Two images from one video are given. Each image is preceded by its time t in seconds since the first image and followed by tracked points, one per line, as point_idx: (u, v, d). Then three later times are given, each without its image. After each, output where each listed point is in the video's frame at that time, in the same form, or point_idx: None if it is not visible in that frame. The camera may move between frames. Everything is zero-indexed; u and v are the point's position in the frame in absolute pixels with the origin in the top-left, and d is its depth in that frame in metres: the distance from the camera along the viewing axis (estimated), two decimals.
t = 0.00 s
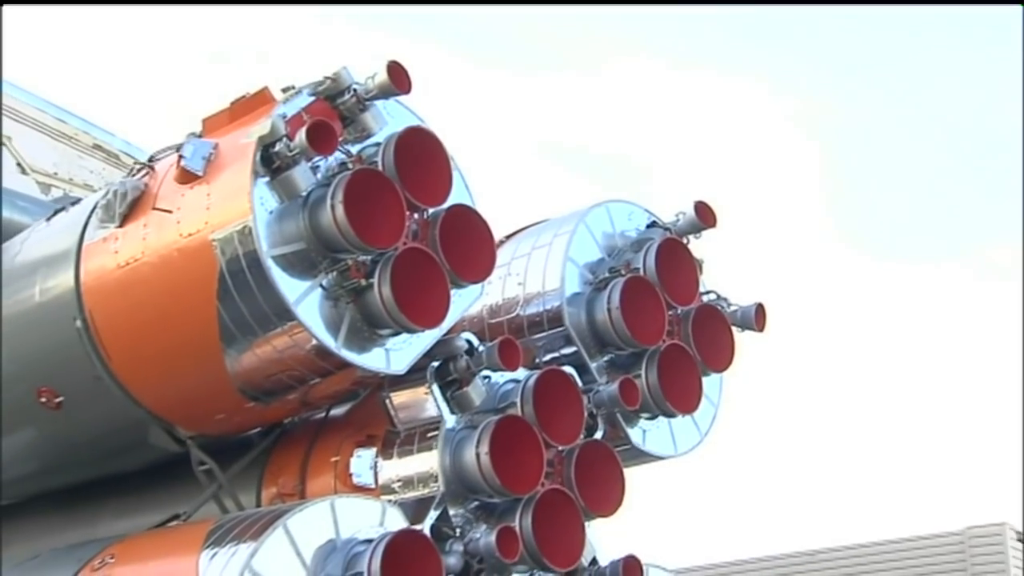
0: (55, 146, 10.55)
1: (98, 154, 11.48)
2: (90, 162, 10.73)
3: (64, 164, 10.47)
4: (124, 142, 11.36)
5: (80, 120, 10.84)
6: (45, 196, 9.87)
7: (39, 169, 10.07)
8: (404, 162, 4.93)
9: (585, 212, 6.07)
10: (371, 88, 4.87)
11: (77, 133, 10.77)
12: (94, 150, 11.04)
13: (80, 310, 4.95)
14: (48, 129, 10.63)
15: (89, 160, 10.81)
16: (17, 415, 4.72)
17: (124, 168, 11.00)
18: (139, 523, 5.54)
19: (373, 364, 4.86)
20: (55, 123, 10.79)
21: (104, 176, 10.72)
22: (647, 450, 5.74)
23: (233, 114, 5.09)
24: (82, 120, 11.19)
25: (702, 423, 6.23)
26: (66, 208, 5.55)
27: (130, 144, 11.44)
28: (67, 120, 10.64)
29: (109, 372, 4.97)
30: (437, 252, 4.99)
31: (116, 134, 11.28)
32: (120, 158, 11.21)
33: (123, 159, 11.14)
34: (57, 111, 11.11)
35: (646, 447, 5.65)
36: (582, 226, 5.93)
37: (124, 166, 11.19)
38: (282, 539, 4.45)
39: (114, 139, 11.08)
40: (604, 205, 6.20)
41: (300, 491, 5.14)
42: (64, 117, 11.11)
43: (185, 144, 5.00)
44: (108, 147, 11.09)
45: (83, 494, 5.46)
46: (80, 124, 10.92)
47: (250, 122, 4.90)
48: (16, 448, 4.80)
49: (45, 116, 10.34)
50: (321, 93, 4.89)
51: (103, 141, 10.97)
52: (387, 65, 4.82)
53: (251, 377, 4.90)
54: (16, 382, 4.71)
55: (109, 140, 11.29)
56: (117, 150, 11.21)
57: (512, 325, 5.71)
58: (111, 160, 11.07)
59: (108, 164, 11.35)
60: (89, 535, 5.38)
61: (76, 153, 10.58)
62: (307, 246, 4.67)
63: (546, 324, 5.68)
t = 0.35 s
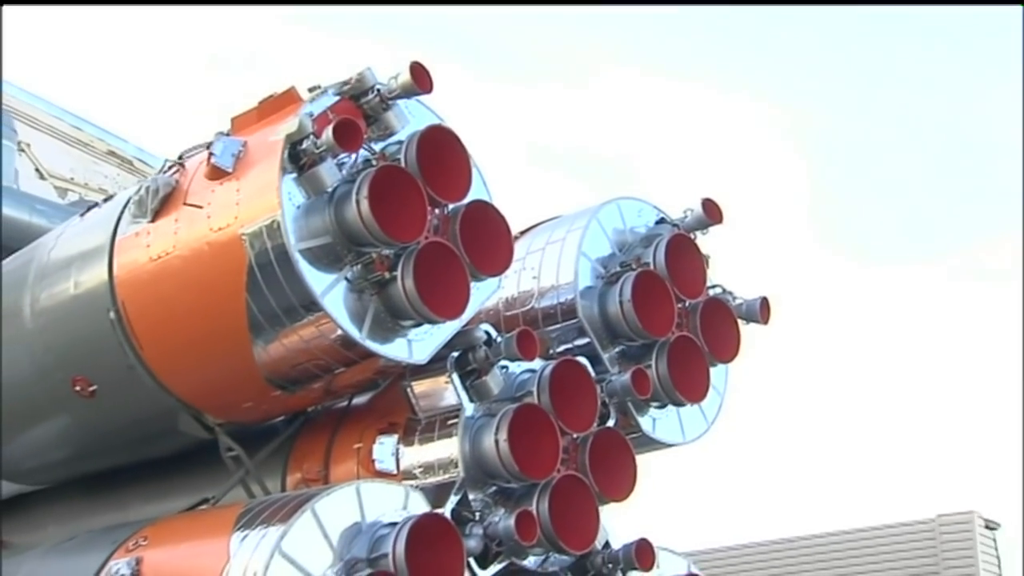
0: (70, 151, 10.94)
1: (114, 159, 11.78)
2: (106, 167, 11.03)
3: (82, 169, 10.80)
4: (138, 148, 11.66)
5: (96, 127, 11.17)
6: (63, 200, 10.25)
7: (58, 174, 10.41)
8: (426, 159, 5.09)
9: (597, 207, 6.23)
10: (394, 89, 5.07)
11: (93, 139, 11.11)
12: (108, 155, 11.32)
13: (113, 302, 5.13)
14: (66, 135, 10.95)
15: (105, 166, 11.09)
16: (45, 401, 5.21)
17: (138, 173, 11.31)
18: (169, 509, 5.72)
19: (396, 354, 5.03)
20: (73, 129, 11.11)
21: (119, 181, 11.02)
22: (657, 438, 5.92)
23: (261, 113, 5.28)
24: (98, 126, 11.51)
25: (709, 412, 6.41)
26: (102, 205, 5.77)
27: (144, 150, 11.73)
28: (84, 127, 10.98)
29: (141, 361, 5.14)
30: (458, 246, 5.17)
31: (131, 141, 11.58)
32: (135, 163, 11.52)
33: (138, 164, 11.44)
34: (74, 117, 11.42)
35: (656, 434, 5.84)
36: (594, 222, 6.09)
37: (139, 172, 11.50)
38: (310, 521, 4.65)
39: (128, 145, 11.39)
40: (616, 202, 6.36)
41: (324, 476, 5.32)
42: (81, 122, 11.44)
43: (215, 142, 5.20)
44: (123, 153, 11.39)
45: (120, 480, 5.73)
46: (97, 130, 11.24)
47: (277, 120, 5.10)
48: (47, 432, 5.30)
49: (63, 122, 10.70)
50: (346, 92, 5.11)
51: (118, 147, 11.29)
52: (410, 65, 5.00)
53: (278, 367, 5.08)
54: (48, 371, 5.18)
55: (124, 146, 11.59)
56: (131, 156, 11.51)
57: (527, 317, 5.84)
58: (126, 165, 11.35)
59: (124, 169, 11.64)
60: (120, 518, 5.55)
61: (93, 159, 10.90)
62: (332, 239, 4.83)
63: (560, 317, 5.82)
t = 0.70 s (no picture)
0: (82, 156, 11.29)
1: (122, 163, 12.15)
2: (116, 171, 11.38)
3: (93, 174, 11.17)
4: (148, 154, 11.99)
5: (107, 133, 11.55)
6: (76, 203, 10.65)
7: (72, 179, 10.76)
8: (445, 155, 5.26)
9: (607, 204, 6.40)
10: (413, 86, 5.22)
11: (102, 144, 11.49)
12: (118, 160, 11.67)
13: (141, 294, 5.30)
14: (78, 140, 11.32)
15: (116, 170, 11.45)
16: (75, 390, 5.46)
17: (149, 177, 11.69)
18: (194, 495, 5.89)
19: (416, 345, 5.19)
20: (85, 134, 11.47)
21: (129, 185, 11.44)
22: (665, 427, 6.08)
23: (285, 111, 5.45)
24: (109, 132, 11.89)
25: (715, 402, 6.56)
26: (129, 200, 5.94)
27: (153, 154, 12.06)
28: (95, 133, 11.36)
29: (167, 352, 5.31)
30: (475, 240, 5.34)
31: (140, 147, 11.91)
32: (144, 168, 11.86)
33: (146, 169, 11.79)
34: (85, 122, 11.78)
35: (665, 423, 6.00)
36: (605, 218, 6.25)
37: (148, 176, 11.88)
38: (335, 505, 4.81)
39: (137, 151, 11.74)
40: (624, 199, 6.53)
41: (344, 463, 5.49)
42: (91, 127, 11.79)
43: (240, 139, 5.36)
44: (132, 158, 11.80)
45: (148, 466, 5.94)
46: (108, 136, 11.60)
47: (301, 118, 5.26)
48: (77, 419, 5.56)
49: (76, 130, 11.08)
50: (367, 92, 5.28)
51: (127, 152, 11.70)
52: (429, 65, 5.16)
53: (301, 357, 5.24)
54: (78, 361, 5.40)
55: (134, 151, 11.94)
56: (140, 161, 11.85)
57: (540, 310, 6.01)
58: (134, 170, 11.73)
59: (134, 174, 12.00)
60: (147, 503, 5.74)
61: (106, 165, 11.30)
62: (355, 233, 5.00)
63: (572, 309, 5.98)
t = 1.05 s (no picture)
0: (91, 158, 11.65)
1: (129, 166, 12.49)
2: (123, 174, 11.72)
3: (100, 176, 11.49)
4: (154, 155, 12.46)
5: (114, 135, 11.88)
6: (84, 204, 10.73)
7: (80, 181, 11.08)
8: (462, 150, 5.39)
9: (617, 198, 6.53)
10: (431, 83, 5.36)
11: (108, 148, 11.82)
12: (125, 162, 12.02)
13: (164, 285, 5.43)
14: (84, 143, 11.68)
15: (122, 171, 11.76)
16: (100, 379, 5.61)
17: (153, 178, 12.12)
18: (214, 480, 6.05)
19: (434, 334, 5.32)
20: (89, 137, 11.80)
21: (133, 186, 11.80)
22: (673, 416, 6.23)
23: (305, 106, 5.58)
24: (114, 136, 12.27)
25: (721, 392, 6.71)
26: (151, 192, 6.07)
27: (159, 158, 12.48)
28: (103, 137, 11.74)
29: (191, 341, 5.45)
30: (491, 232, 5.48)
31: (146, 148, 12.31)
32: (151, 170, 12.31)
33: (153, 171, 12.26)
34: (89, 126, 12.11)
35: (673, 412, 6.15)
36: (615, 213, 6.40)
37: (154, 178, 12.24)
38: (356, 490, 4.96)
39: (144, 153, 12.19)
40: (633, 194, 6.66)
41: (362, 450, 5.64)
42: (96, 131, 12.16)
43: (261, 134, 5.50)
44: (138, 160, 12.20)
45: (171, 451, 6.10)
46: (114, 139, 11.93)
47: (322, 114, 5.39)
48: (101, 408, 5.71)
49: (84, 132, 11.42)
50: (386, 88, 5.42)
51: (133, 154, 12.10)
52: (447, 61, 5.29)
53: (321, 346, 5.37)
54: (102, 351, 5.55)
55: (141, 154, 12.39)
56: (147, 163, 12.30)
57: (551, 301, 6.18)
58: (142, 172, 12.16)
59: (142, 177, 12.36)
60: (169, 488, 5.91)
61: (112, 166, 11.56)
62: (374, 225, 5.13)
63: (583, 301, 6.14)
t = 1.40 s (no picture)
0: (100, 161, 12.67)
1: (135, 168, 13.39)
2: (131, 176, 12.86)
3: (113, 178, 12.65)
4: (160, 159, 13.41)
5: (124, 141, 12.90)
6: (94, 206, 12.03)
7: (91, 185, 12.25)
8: (478, 146, 5.54)
9: (625, 195, 6.69)
10: (448, 81, 5.50)
11: (120, 151, 12.94)
12: (133, 166, 13.08)
13: (188, 277, 5.58)
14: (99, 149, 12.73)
15: (130, 174, 12.87)
16: (124, 369, 5.77)
17: (160, 181, 13.16)
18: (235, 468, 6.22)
19: (451, 326, 5.46)
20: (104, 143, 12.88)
21: (141, 188, 12.98)
22: (680, 406, 6.38)
23: (326, 104, 5.73)
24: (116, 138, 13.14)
25: (726, 383, 6.87)
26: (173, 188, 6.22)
27: (164, 162, 13.36)
28: (107, 142, 12.56)
29: (213, 333, 5.60)
30: (506, 227, 5.63)
31: (151, 152, 13.28)
32: (156, 173, 13.22)
33: (159, 174, 13.18)
34: (104, 134, 13.08)
35: (681, 403, 6.30)
36: (624, 209, 6.55)
37: (161, 180, 13.22)
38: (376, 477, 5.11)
39: (151, 157, 13.16)
40: (641, 191, 6.81)
41: (378, 439, 5.78)
42: (105, 136, 13.02)
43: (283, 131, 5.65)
44: (145, 163, 13.22)
45: (192, 440, 6.27)
46: (125, 144, 13.00)
47: (342, 111, 5.54)
48: (124, 397, 5.87)
49: (88, 135, 12.16)
50: (404, 86, 5.57)
51: (141, 159, 13.17)
52: (463, 60, 5.45)
53: (340, 337, 5.51)
54: (126, 341, 5.71)
55: (146, 157, 13.31)
56: (152, 166, 13.22)
57: (562, 295, 6.33)
58: (148, 175, 13.15)
59: (147, 179, 13.33)
60: (191, 475, 6.07)
61: (120, 168, 12.71)
62: (393, 220, 5.28)
63: (594, 295, 6.29)
